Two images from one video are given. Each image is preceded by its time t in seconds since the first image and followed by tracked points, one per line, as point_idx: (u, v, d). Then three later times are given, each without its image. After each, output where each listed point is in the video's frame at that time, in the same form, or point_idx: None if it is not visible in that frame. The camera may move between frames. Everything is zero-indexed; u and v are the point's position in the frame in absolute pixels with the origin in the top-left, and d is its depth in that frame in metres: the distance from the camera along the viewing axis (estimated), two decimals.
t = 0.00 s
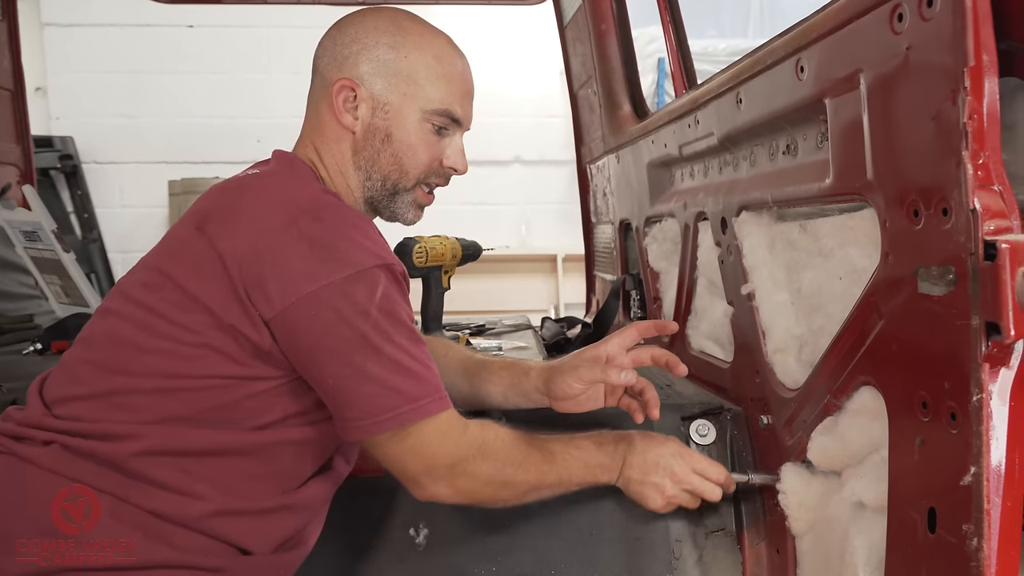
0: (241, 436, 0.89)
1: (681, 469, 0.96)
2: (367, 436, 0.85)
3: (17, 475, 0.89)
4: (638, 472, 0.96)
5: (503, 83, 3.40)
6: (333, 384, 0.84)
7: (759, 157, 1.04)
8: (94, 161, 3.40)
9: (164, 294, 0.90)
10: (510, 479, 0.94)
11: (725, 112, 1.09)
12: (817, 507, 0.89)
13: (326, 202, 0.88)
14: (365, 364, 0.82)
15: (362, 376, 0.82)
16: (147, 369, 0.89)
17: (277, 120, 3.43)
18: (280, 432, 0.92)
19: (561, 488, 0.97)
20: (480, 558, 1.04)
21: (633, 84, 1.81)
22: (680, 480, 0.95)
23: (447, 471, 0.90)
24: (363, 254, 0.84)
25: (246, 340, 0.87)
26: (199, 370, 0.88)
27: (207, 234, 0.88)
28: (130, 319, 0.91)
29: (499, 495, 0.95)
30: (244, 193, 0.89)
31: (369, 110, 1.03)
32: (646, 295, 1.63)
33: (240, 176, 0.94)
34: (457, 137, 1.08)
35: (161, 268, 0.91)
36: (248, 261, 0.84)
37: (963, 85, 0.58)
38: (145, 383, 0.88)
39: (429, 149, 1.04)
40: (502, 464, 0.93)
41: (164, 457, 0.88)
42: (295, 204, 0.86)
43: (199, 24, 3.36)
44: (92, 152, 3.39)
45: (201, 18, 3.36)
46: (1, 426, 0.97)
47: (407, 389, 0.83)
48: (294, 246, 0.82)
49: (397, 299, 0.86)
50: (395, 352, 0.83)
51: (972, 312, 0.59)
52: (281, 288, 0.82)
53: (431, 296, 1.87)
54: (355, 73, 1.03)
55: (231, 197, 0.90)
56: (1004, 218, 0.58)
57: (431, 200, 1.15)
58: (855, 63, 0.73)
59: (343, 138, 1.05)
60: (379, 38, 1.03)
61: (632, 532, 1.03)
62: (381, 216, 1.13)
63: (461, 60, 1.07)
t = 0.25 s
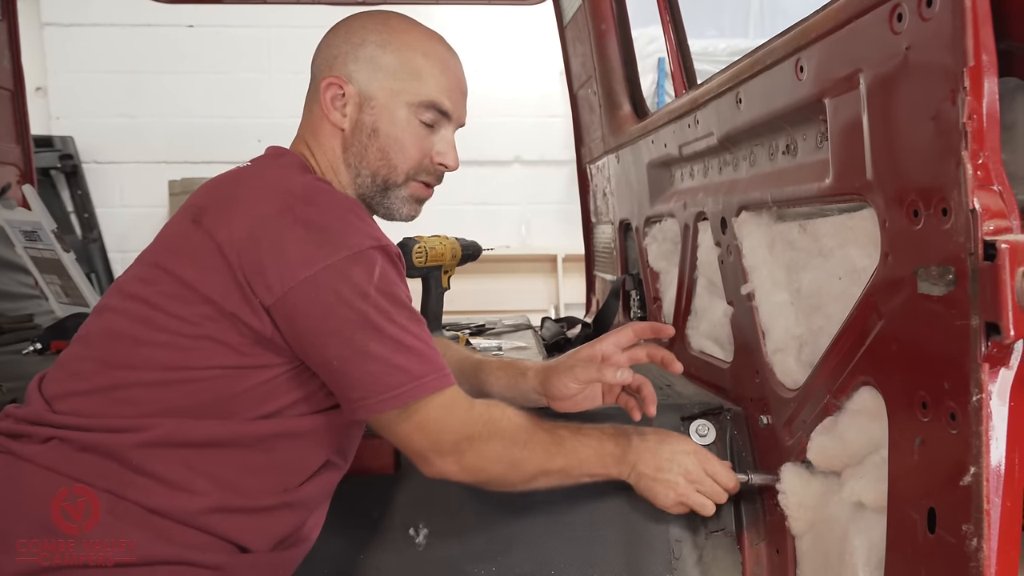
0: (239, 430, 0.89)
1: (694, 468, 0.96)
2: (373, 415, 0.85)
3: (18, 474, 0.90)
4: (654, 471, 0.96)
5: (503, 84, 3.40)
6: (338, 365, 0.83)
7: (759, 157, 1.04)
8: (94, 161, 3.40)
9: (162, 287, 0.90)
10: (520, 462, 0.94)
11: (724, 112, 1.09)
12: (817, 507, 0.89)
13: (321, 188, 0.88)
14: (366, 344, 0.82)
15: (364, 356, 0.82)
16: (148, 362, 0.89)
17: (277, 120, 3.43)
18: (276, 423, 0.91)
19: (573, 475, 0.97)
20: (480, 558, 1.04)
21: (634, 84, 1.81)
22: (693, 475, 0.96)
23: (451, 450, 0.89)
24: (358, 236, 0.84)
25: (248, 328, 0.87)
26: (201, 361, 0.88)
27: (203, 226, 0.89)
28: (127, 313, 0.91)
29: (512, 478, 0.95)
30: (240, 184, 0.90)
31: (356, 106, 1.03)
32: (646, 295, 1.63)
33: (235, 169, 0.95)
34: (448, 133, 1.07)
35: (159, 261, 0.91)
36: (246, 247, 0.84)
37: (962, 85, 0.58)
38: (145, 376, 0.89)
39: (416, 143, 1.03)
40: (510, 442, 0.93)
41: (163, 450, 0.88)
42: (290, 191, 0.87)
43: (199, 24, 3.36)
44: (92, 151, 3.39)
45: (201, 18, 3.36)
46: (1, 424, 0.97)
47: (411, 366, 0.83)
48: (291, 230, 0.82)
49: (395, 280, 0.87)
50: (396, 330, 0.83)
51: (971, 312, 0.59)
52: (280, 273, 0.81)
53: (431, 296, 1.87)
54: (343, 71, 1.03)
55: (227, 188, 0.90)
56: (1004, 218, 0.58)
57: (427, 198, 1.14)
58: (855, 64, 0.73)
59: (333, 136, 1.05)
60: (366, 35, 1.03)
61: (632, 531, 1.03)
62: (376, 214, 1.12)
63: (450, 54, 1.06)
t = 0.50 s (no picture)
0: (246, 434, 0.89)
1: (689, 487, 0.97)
2: (375, 427, 0.85)
3: (26, 472, 0.89)
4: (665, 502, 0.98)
5: (504, 83, 3.40)
6: (340, 375, 0.83)
7: (764, 157, 1.04)
8: (96, 161, 3.40)
9: (170, 291, 0.90)
10: (522, 485, 0.94)
11: (729, 112, 1.09)
12: (822, 507, 0.89)
13: (329, 195, 0.88)
14: (372, 357, 0.82)
15: (369, 369, 0.82)
16: (157, 365, 0.89)
17: (279, 120, 3.43)
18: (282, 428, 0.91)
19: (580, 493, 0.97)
20: (485, 557, 1.04)
21: (636, 84, 1.78)
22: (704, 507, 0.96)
23: (450, 467, 0.91)
24: (367, 247, 0.84)
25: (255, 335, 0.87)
26: (211, 366, 0.88)
27: (212, 229, 0.89)
28: (136, 315, 0.91)
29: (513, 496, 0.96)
30: (250, 187, 0.90)
31: (346, 98, 1.03)
32: (650, 296, 1.63)
33: (244, 171, 0.95)
34: (441, 118, 1.05)
35: (168, 265, 0.91)
36: (254, 253, 0.84)
37: (971, 85, 0.58)
38: (153, 377, 0.89)
39: (407, 130, 1.02)
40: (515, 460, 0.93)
41: (171, 452, 0.88)
42: (299, 198, 0.86)
43: (201, 24, 3.36)
44: (94, 151, 3.39)
45: (203, 17, 3.37)
46: (10, 423, 0.97)
47: (415, 381, 0.84)
48: (299, 239, 0.82)
49: (402, 291, 0.87)
50: (403, 345, 0.83)
51: (980, 312, 0.59)
52: (287, 281, 0.81)
53: (435, 296, 1.87)
54: (332, 66, 1.04)
55: (237, 192, 0.90)
56: (1013, 218, 0.58)
57: (429, 189, 1.11)
58: (863, 63, 0.73)
59: (328, 132, 1.06)
60: (352, 27, 1.04)
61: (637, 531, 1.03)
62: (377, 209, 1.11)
63: (439, 38, 1.04)
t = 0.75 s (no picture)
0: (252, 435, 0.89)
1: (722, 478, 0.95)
2: (388, 419, 0.84)
3: (31, 473, 0.89)
4: (688, 482, 0.95)
5: (506, 83, 3.41)
6: (349, 371, 0.83)
7: (768, 156, 1.04)
8: (98, 161, 3.40)
9: (172, 292, 0.90)
10: (544, 466, 0.91)
11: (733, 112, 1.09)
12: (826, 506, 0.89)
13: (329, 192, 0.88)
14: (380, 348, 0.81)
15: (378, 361, 0.81)
16: (160, 365, 0.89)
17: (280, 120, 3.43)
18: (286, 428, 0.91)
19: (603, 479, 0.94)
20: (489, 557, 1.05)
21: (639, 83, 1.78)
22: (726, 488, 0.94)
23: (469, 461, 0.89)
24: (368, 240, 0.83)
25: (258, 335, 0.87)
26: (213, 366, 0.88)
27: (213, 230, 0.89)
28: (139, 316, 0.91)
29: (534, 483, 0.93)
30: (250, 186, 0.90)
31: (340, 97, 1.03)
32: (652, 295, 1.63)
33: (243, 171, 0.95)
34: (437, 108, 1.03)
35: (170, 265, 0.91)
36: (256, 253, 0.84)
37: (978, 84, 0.58)
38: (158, 378, 0.89)
39: (402, 125, 1.01)
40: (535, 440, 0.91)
41: (176, 454, 0.88)
42: (298, 196, 0.87)
43: (202, 24, 3.36)
44: (95, 151, 3.39)
45: (204, 17, 3.37)
46: (15, 424, 0.97)
47: (426, 369, 0.82)
48: (299, 236, 0.82)
49: (408, 281, 0.86)
50: (410, 333, 0.82)
51: (987, 311, 0.59)
52: (290, 278, 0.82)
53: (438, 295, 1.88)
54: (324, 65, 1.04)
55: (236, 193, 0.90)
56: (1019, 217, 0.58)
57: (430, 183, 1.09)
58: (868, 63, 0.73)
59: (325, 132, 1.07)
60: (342, 23, 1.03)
61: (641, 531, 1.03)
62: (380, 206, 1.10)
63: (430, 28, 1.03)
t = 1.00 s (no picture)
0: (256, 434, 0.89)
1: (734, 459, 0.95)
2: (417, 401, 0.84)
3: (34, 470, 0.89)
4: (705, 465, 0.95)
5: (505, 84, 3.41)
6: (374, 356, 0.83)
7: (767, 156, 1.04)
8: (97, 160, 3.40)
9: (180, 288, 0.90)
10: (566, 445, 0.92)
11: (732, 112, 1.09)
12: (826, 505, 0.89)
13: (336, 185, 0.88)
14: (401, 332, 0.81)
15: (401, 344, 0.82)
16: (167, 361, 0.89)
17: (279, 120, 3.43)
18: (290, 426, 0.91)
19: (622, 460, 0.95)
20: (489, 557, 1.06)
21: (638, 83, 1.78)
22: (744, 470, 0.94)
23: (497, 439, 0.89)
24: (380, 228, 0.84)
25: (270, 331, 0.88)
26: (217, 363, 0.88)
27: (223, 226, 0.89)
28: (146, 312, 0.91)
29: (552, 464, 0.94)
30: (258, 181, 0.90)
31: (339, 99, 1.03)
32: (652, 295, 1.63)
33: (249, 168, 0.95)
34: (436, 108, 1.03)
35: (178, 262, 0.91)
36: (268, 247, 0.84)
37: (977, 84, 0.58)
38: (164, 375, 0.89)
39: (400, 125, 1.01)
40: (559, 418, 0.91)
41: (180, 452, 0.88)
42: (307, 188, 0.87)
43: (202, 24, 3.36)
44: (95, 151, 3.39)
45: (204, 18, 3.37)
46: (18, 421, 0.97)
47: (449, 348, 0.83)
48: (310, 228, 0.83)
49: (420, 267, 0.86)
50: (429, 315, 0.83)
51: (986, 311, 0.59)
52: (306, 272, 0.81)
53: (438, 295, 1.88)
54: (323, 67, 1.04)
55: (242, 189, 0.90)
56: (1018, 216, 0.58)
57: (433, 182, 1.08)
58: (867, 63, 0.73)
59: (326, 133, 1.07)
60: (339, 26, 1.04)
61: (642, 531, 1.03)
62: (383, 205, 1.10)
63: (428, 27, 1.02)
